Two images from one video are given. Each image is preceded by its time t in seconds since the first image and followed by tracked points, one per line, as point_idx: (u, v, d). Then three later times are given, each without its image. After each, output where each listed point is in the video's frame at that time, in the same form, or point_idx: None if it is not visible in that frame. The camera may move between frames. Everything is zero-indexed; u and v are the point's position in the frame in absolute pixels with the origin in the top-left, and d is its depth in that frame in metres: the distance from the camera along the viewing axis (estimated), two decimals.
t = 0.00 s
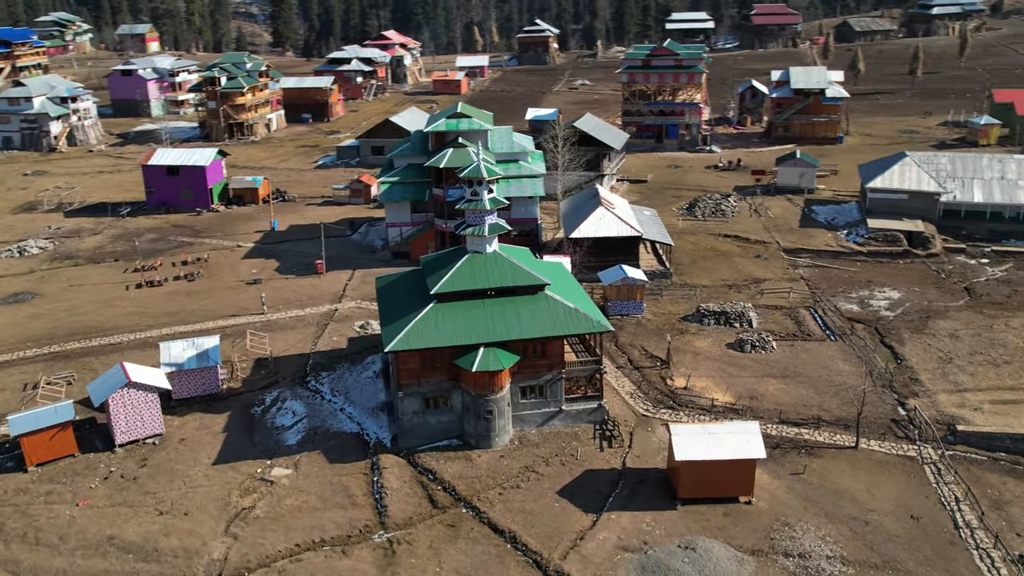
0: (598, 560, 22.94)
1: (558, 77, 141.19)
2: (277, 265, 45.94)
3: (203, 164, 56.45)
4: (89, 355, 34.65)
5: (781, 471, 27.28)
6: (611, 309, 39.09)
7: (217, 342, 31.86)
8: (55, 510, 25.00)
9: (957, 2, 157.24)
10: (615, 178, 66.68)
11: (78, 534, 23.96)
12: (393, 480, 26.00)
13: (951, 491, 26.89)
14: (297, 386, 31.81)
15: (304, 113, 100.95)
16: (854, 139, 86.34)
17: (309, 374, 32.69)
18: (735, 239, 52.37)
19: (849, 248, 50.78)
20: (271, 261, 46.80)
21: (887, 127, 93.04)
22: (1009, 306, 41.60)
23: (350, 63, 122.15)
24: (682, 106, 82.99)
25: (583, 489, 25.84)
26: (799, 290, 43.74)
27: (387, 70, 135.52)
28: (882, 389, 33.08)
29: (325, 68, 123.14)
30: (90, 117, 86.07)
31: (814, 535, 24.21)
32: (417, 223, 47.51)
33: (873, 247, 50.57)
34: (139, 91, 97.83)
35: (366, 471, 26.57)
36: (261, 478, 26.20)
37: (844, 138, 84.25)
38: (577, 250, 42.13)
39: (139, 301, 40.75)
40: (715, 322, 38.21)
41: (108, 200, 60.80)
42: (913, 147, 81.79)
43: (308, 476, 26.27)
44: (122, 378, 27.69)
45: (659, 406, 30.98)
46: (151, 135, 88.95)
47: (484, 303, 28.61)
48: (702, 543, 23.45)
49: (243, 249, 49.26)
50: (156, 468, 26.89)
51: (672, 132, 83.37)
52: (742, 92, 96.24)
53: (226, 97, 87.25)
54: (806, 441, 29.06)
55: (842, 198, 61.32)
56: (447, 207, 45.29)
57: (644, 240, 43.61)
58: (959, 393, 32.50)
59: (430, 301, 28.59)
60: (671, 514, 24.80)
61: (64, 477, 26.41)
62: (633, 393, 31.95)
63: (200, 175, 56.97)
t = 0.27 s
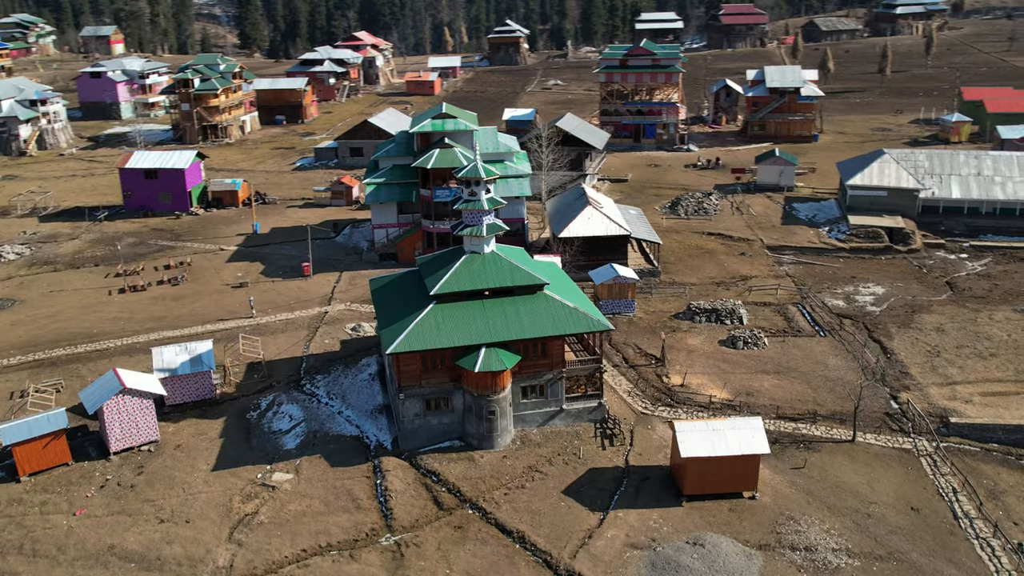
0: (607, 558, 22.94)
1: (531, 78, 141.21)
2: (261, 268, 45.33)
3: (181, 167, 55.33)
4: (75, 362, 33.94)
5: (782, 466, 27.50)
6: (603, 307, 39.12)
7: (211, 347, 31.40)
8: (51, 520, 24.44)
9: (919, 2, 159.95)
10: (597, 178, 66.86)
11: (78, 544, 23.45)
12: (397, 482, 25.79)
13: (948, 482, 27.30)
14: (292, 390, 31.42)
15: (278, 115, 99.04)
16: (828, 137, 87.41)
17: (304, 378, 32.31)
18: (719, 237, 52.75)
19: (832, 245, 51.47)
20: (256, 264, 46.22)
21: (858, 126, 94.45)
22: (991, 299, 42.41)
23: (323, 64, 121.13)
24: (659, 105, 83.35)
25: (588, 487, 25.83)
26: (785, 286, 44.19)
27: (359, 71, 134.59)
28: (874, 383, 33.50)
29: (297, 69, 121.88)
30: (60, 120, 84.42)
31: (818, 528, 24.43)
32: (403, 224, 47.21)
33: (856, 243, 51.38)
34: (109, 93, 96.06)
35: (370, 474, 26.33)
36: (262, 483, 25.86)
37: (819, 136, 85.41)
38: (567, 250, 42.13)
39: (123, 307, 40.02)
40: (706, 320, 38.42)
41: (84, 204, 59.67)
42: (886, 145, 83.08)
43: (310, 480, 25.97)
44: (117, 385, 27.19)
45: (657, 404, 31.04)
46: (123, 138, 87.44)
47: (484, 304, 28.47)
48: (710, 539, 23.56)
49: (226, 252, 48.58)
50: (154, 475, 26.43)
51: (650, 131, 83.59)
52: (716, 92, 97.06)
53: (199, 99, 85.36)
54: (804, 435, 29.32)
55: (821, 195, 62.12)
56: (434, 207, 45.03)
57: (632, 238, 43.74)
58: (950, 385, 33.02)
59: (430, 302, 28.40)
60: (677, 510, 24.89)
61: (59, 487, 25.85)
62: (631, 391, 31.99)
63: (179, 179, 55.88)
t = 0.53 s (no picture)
0: (618, 556, 22.96)
1: (501, 78, 141.12)
2: (245, 271, 44.64)
3: (158, 171, 54.20)
4: (61, 370, 33.17)
5: (782, 460, 27.75)
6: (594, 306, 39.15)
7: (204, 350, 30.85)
8: (48, 532, 23.85)
9: (880, 3, 162.85)
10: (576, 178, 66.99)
11: (78, 556, 22.91)
12: (402, 485, 25.57)
13: (944, 473, 27.76)
14: (287, 394, 31.00)
15: (249, 117, 97.27)
16: (799, 135, 88.56)
17: (299, 382, 31.90)
18: (702, 235, 53.14)
19: (813, 241, 52.16)
20: (240, 267, 45.54)
21: (828, 125, 95.92)
22: (970, 293, 43.38)
23: (292, 65, 119.58)
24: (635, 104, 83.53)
25: (593, 486, 25.84)
26: (771, 283, 44.67)
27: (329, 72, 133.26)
28: (865, 376, 33.97)
29: (266, 71, 119.73)
30: (26, 124, 82.42)
31: (823, 521, 24.69)
32: (389, 226, 46.53)
33: (836, 240, 52.15)
34: (75, 96, 93.85)
35: (373, 477, 26.07)
36: (264, 489, 25.48)
37: (792, 135, 86.63)
38: (556, 250, 42.06)
39: (106, 313, 39.19)
40: (697, 317, 38.66)
41: (56, 209, 58.36)
42: (856, 143, 84.45)
43: (313, 485, 25.64)
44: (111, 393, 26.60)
45: (655, 401, 31.12)
46: (91, 141, 85.66)
47: (483, 304, 28.31)
48: (718, 534, 23.70)
49: (208, 256, 47.79)
50: (152, 484, 25.92)
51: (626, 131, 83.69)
52: (690, 91, 97.17)
53: (170, 101, 83.71)
54: (801, 430, 29.63)
55: (799, 192, 62.95)
56: (421, 209, 44.64)
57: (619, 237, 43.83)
58: (939, 378, 33.63)
59: (429, 303, 28.18)
60: (684, 506, 25.00)
61: (54, 497, 25.26)
62: (627, 389, 32.03)
63: (155, 183, 54.71)
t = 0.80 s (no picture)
0: (628, 553, 23.00)
1: (474, 79, 140.82)
2: (230, 274, 44.02)
3: (137, 173, 53.16)
4: (48, 378, 32.46)
5: (782, 455, 27.99)
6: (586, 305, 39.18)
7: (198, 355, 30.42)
8: (47, 542, 23.34)
9: (845, 2, 165.25)
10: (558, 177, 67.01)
11: (79, 566, 22.44)
12: (406, 487, 25.39)
13: (940, 464, 28.20)
14: (283, 398, 30.63)
15: (222, 119, 95.83)
16: (774, 133, 89.49)
17: (294, 385, 31.53)
18: (686, 232, 53.46)
19: (796, 237, 52.75)
20: (224, 271, 44.89)
21: (802, 123, 97.08)
22: (952, 287, 44.24)
23: (264, 67, 117.84)
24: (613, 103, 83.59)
25: (598, 484, 25.87)
26: (758, 279, 45.08)
27: (301, 73, 131.65)
28: (857, 370, 34.41)
29: (237, 71, 117.86)
30: None
31: (827, 513, 24.94)
32: (375, 227, 46.08)
33: (819, 236, 52.82)
34: (43, 99, 91.74)
35: (376, 479, 25.87)
36: (266, 494, 25.17)
37: (767, 133, 87.69)
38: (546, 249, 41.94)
39: (90, 318, 38.41)
40: (688, 314, 38.87)
41: (30, 213, 57.09)
42: (830, 140, 85.58)
43: (316, 489, 25.38)
44: (106, 400, 26.15)
45: (653, 398, 31.19)
46: (61, 144, 83.90)
47: (482, 304, 28.20)
48: (725, 529, 23.85)
49: (191, 259, 47.05)
50: (151, 491, 25.49)
51: (604, 130, 83.63)
52: (665, 90, 97.62)
53: (143, 103, 82.35)
54: (799, 424, 29.92)
55: (779, 189, 63.62)
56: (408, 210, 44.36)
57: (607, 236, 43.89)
58: (929, 370, 34.19)
59: (428, 304, 28.00)
60: (690, 502, 25.11)
61: (50, 507, 24.73)
62: (625, 386, 32.06)
63: (134, 186, 53.65)
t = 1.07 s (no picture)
0: (639, 550, 23.06)
1: (444, 79, 140.39)
2: (215, 278, 43.35)
3: (114, 177, 52.07)
4: (35, 387, 31.70)
5: (783, 449, 28.26)
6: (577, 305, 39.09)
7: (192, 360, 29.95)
8: (47, 555, 22.78)
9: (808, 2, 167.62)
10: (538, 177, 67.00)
11: None
12: (412, 490, 25.19)
13: (936, 455, 28.69)
14: (280, 402, 30.21)
15: (193, 121, 94.35)
16: (747, 132, 90.41)
17: (290, 389, 31.14)
18: (670, 231, 53.79)
19: (778, 234, 53.40)
20: (209, 274, 44.16)
21: (774, 121, 98.31)
22: (933, 282, 45.14)
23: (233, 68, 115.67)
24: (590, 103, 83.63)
25: (604, 482, 25.90)
26: (744, 276, 45.54)
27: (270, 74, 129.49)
28: (848, 365, 34.91)
29: (206, 73, 115.79)
30: None
31: (831, 506, 25.23)
32: (362, 228, 45.66)
33: (800, 232, 53.50)
34: (8, 103, 89.95)
35: (381, 482, 25.63)
36: (270, 499, 24.83)
37: (741, 131, 88.66)
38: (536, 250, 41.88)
39: (74, 325, 37.57)
40: (679, 312, 39.08)
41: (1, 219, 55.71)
42: (802, 138, 86.71)
43: (321, 494, 25.09)
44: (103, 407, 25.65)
45: (651, 396, 31.28)
46: (28, 149, 81.98)
47: (483, 304, 28.08)
48: (734, 524, 24.02)
49: (173, 264, 46.21)
50: (151, 500, 25.02)
51: (581, 130, 83.70)
52: (639, 90, 97.95)
53: (113, 106, 80.85)
54: (796, 419, 30.25)
55: (757, 187, 64.34)
56: (395, 211, 43.98)
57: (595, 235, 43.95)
58: (918, 364, 34.79)
59: (428, 305, 27.80)
60: (696, 498, 25.26)
61: (48, 518, 24.18)
62: (622, 384, 32.12)
63: (111, 190, 52.53)
